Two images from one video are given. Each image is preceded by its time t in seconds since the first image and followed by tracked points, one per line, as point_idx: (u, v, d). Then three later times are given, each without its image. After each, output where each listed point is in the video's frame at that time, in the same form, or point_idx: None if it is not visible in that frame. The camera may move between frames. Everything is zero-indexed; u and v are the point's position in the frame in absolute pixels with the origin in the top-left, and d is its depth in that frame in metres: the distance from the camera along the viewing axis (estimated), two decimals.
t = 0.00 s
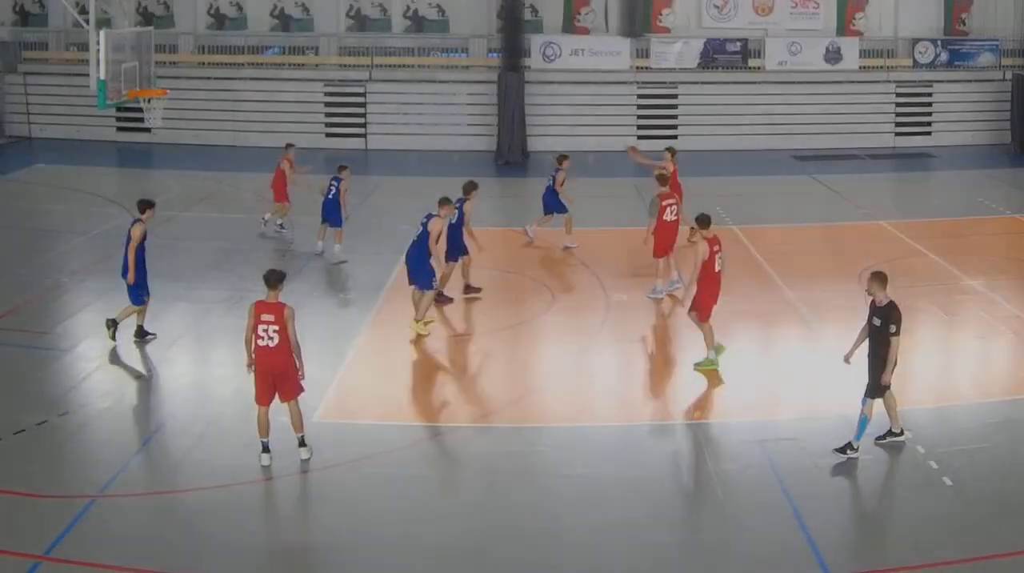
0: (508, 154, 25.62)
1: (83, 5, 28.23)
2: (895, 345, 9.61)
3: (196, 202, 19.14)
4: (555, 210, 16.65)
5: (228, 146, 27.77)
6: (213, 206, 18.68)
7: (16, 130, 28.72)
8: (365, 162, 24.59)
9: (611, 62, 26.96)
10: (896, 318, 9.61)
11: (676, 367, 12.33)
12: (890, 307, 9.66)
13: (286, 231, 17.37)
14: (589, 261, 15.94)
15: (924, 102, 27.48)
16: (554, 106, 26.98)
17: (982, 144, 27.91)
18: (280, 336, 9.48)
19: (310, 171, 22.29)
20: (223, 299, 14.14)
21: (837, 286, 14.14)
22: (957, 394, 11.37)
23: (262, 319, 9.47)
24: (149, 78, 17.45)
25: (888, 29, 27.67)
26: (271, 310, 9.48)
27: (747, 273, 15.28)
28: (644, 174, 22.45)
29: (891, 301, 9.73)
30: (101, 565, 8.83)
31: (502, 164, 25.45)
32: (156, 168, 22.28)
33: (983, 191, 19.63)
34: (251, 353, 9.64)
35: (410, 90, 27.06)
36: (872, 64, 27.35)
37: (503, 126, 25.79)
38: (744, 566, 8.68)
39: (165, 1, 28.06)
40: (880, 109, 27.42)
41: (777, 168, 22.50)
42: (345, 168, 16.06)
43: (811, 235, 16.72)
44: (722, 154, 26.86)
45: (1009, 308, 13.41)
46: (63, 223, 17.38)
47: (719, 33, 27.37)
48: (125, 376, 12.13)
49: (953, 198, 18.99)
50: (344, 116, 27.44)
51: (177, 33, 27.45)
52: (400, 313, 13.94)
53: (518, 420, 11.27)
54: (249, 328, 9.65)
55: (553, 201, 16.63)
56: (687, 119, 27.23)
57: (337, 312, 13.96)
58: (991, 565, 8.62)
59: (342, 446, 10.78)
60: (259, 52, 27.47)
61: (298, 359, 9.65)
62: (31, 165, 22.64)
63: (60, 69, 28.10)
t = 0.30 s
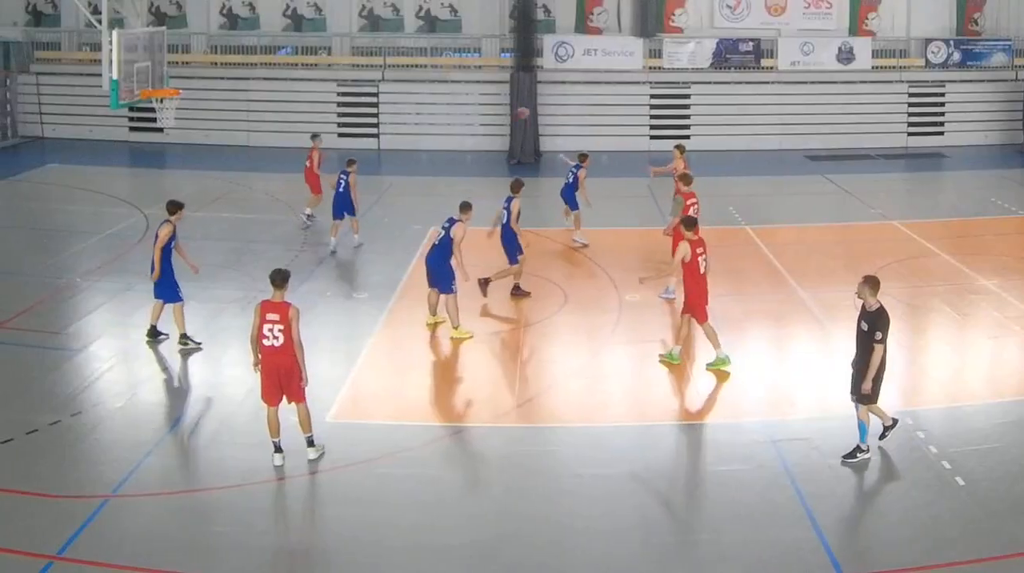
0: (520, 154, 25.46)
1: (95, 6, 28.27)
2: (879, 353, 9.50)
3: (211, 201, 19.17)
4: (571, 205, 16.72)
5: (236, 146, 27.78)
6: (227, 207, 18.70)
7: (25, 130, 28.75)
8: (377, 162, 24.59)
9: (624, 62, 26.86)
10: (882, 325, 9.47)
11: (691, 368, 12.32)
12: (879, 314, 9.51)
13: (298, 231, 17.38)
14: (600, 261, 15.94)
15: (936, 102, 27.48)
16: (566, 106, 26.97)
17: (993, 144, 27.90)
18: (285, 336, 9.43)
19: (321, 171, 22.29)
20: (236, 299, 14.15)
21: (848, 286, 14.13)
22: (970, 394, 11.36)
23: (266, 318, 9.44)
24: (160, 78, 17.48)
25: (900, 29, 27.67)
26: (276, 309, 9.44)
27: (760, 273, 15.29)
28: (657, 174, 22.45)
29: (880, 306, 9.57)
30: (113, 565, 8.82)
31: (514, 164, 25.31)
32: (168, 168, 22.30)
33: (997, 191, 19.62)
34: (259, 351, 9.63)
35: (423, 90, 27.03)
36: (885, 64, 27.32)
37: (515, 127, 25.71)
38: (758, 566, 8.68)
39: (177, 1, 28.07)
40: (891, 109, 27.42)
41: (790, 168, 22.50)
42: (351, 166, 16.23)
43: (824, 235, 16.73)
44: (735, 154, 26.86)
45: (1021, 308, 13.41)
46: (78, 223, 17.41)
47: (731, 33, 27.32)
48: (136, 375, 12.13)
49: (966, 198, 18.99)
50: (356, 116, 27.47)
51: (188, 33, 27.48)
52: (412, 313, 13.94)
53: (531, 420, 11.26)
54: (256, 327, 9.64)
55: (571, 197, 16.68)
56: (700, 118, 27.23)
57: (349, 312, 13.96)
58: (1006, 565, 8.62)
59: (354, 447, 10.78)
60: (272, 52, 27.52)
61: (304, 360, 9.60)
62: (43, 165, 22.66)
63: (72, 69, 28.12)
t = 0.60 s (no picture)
0: (534, 154, 25.41)
1: (109, 6, 28.32)
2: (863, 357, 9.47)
3: (227, 201, 19.17)
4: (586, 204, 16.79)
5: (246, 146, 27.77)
6: (241, 207, 18.71)
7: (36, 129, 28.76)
8: (392, 162, 24.58)
9: (638, 62, 26.88)
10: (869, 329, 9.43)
11: (710, 367, 12.29)
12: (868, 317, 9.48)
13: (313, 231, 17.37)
14: (615, 261, 15.93)
15: (951, 102, 27.45)
16: (579, 106, 26.96)
17: (1006, 144, 27.87)
18: (302, 334, 9.44)
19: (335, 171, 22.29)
20: (251, 299, 14.15)
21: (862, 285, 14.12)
22: (984, 395, 11.36)
23: (284, 317, 9.45)
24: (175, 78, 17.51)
25: (914, 29, 27.65)
26: (294, 307, 9.45)
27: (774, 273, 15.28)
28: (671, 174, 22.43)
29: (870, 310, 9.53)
30: (127, 565, 8.82)
31: (528, 164, 25.29)
32: (182, 168, 22.30)
33: (1012, 191, 19.60)
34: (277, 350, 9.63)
35: (437, 90, 27.04)
36: (899, 64, 27.35)
37: (529, 128, 25.66)
38: (773, 566, 8.68)
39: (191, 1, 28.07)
40: (905, 109, 27.37)
41: (806, 168, 22.48)
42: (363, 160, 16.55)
43: (838, 235, 16.72)
44: (750, 154, 26.84)
45: None
46: (95, 223, 17.42)
47: (745, 33, 27.39)
48: (149, 375, 12.13)
49: (981, 198, 18.98)
50: (369, 115, 27.43)
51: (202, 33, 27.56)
52: (427, 313, 13.94)
53: (546, 421, 11.26)
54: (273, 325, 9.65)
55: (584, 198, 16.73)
56: (714, 118, 27.20)
57: (363, 312, 13.96)
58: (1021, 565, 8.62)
59: (369, 447, 10.78)
60: (286, 52, 27.57)
61: (321, 359, 9.61)
62: (57, 165, 22.66)
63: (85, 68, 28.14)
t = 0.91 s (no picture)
0: (547, 154, 25.40)
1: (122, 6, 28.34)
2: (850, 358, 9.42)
3: (240, 201, 19.17)
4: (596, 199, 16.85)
5: (254, 146, 27.78)
6: (254, 207, 18.72)
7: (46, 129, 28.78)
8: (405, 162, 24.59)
9: (651, 62, 26.88)
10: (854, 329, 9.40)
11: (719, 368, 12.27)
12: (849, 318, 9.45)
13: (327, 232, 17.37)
14: (629, 262, 15.91)
15: (964, 102, 27.46)
16: (592, 106, 27.00)
17: (1018, 144, 27.88)
18: (326, 331, 9.57)
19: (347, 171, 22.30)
20: (263, 300, 14.16)
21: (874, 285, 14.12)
22: (997, 395, 11.36)
23: (309, 313, 9.57)
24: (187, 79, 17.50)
25: (927, 29, 27.62)
26: (319, 304, 9.58)
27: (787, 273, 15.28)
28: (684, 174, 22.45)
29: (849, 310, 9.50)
30: (139, 564, 8.82)
31: (540, 163, 25.31)
32: (196, 168, 22.30)
33: None
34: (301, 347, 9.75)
35: (451, 90, 27.05)
36: (912, 64, 27.32)
37: (542, 128, 25.66)
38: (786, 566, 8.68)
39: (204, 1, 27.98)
40: (918, 109, 27.39)
41: (819, 168, 22.52)
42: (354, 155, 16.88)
43: (850, 235, 16.73)
44: (762, 154, 26.84)
45: None
46: (109, 223, 17.43)
47: (757, 33, 27.27)
48: (162, 375, 12.12)
49: (993, 198, 18.98)
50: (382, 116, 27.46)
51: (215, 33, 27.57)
52: (439, 313, 13.94)
53: (559, 421, 11.26)
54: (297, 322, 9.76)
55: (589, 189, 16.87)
56: (727, 119, 27.23)
57: (376, 312, 13.96)
58: None
59: (379, 447, 10.79)
60: (298, 52, 27.54)
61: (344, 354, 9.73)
62: (70, 165, 22.67)
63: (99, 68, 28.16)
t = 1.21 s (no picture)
0: (561, 154, 25.40)
1: (136, 6, 28.40)
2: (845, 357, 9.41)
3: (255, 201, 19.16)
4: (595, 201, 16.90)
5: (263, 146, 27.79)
6: (269, 206, 18.73)
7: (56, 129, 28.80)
8: (419, 162, 24.60)
9: (665, 62, 26.92)
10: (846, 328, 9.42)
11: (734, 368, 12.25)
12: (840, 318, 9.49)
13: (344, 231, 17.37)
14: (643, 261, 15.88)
15: (977, 102, 27.38)
16: (606, 106, 26.97)
17: None
18: (352, 327, 9.69)
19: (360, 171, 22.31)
20: (277, 300, 14.16)
21: (888, 285, 14.11)
22: (1011, 394, 11.35)
23: (335, 309, 9.72)
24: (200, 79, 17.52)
25: (940, 29, 27.60)
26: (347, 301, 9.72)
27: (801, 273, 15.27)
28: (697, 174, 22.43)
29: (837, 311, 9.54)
30: (153, 565, 8.81)
31: (555, 163, 25.34)
32: (209, 168, 22.30)
33: None
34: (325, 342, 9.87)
35: (465, 90, 27.03)
36: (925, 64, 27.28)
37: (555, 128, 25.64)
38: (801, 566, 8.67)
39: (217, 1, 28.16)
40: (932, 109, 27.33)
41: (833, 168, 22.50)
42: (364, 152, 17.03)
43: (864, 235, 16.72)
44: (777, 154, 26.83)
45: None
46: (124, 223, 17.44)
47: (771, 33, 27.36)
48: (175, 375, 12.11)
49: (1008, 198, 18.97)
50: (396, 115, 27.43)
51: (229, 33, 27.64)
52: (452, 313, 13.93)
53: (572, 421, 11.25)
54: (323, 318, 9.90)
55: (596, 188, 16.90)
56: (741, 118, 27.19)
57: (390, 311, 13.96)
58: None
59: (392, 447, 10.78)
60: (312, 52, 27.58)
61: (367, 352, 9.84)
62: (84, 165, 22.69)
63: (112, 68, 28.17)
